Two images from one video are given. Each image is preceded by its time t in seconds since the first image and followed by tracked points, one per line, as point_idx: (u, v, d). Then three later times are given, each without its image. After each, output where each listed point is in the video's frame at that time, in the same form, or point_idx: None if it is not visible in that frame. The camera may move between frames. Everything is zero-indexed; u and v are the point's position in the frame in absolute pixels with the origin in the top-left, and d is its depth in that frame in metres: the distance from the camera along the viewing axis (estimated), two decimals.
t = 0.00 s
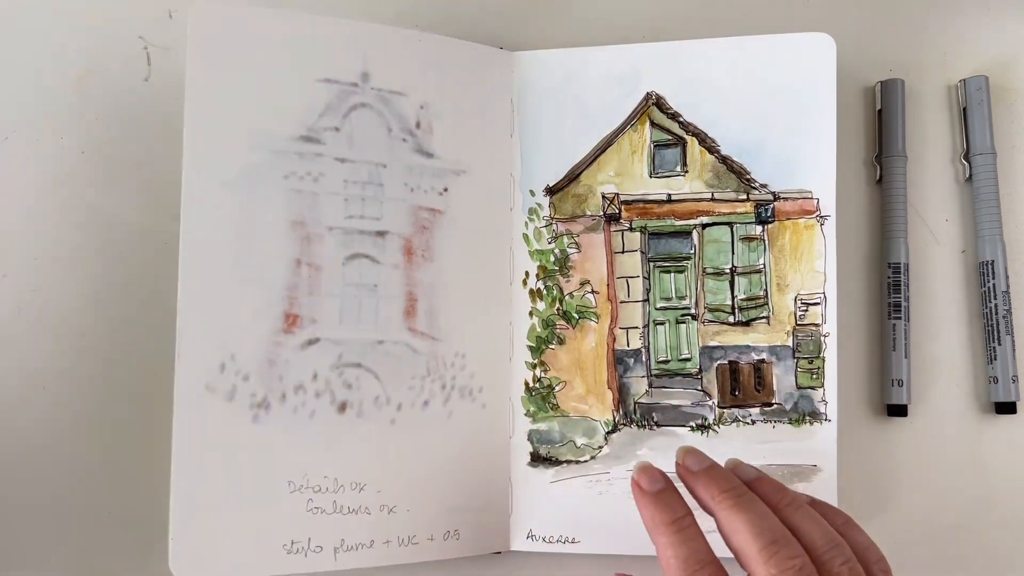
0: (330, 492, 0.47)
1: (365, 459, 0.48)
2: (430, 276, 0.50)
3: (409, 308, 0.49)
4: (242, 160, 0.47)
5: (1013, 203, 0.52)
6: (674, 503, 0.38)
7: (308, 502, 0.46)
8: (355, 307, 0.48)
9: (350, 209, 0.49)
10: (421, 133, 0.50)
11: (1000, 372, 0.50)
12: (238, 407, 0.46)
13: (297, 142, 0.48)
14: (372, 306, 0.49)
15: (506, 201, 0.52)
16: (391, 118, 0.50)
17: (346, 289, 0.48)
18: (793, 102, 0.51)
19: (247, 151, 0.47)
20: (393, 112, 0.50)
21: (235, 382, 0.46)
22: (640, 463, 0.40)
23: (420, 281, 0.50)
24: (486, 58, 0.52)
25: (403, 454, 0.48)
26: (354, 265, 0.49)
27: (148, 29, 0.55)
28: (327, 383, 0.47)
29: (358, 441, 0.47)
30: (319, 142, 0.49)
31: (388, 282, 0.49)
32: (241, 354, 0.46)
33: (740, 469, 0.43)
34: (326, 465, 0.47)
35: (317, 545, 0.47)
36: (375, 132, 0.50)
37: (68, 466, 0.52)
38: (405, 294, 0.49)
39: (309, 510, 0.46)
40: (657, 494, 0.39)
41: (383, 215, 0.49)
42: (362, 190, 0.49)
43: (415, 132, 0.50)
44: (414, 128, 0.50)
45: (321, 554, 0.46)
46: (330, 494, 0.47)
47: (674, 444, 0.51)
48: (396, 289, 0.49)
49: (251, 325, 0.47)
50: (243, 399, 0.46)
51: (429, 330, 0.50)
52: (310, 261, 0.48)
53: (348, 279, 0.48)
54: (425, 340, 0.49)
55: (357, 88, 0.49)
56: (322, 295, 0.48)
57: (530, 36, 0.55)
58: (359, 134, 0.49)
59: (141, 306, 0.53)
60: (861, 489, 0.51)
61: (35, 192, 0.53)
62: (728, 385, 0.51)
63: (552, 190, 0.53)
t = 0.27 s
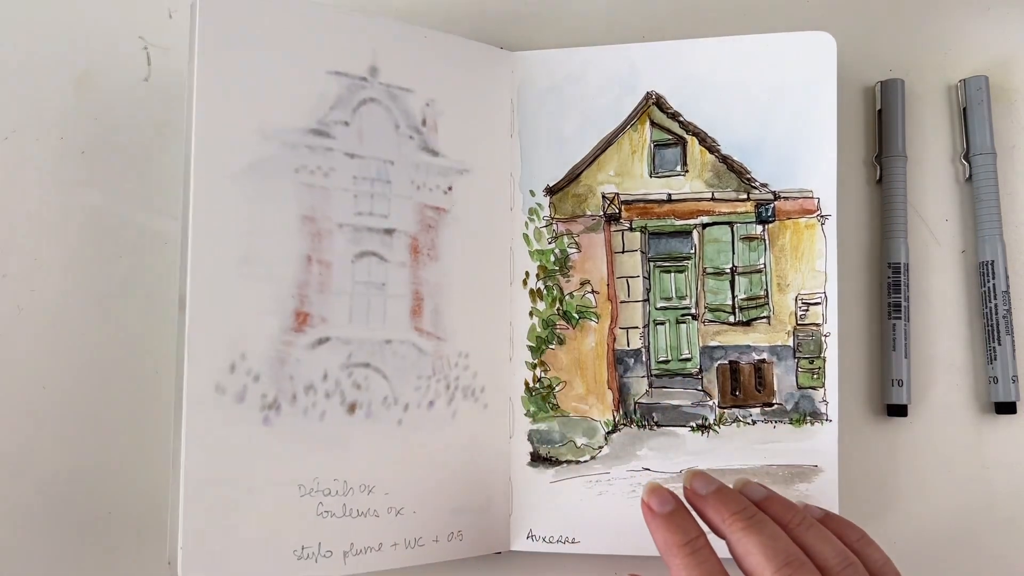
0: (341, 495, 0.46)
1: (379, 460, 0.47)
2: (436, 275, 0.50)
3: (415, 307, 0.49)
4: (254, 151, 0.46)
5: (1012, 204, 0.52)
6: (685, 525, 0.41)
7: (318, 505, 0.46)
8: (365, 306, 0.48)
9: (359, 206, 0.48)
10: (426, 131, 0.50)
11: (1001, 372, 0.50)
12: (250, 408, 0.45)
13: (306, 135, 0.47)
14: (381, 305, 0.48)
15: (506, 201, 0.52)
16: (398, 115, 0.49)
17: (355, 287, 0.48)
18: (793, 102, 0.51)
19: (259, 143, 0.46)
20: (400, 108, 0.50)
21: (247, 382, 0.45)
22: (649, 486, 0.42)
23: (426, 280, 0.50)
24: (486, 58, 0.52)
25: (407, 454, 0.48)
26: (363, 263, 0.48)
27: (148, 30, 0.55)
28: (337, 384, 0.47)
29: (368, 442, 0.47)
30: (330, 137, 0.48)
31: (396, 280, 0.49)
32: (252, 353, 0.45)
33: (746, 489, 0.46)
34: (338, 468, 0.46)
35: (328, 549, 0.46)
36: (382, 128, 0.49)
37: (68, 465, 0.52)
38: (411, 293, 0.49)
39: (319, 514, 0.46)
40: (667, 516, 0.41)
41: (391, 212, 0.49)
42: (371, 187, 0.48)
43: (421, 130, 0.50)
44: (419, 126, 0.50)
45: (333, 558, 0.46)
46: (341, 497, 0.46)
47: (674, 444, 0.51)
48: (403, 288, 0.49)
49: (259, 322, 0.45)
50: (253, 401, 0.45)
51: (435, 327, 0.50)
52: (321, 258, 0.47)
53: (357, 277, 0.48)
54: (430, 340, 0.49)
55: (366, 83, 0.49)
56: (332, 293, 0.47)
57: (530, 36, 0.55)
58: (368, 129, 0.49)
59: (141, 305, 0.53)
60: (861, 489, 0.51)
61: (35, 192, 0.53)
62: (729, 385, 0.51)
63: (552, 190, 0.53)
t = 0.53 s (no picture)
0: (339, 494, 0.46)
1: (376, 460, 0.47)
2: (435, 275, 0.50)
3: (414, 307, 0.49)
4: (252, 151, 0.46)
5: (1012, 204, 0.52)
6: (685, 529, 0.41)
7: (316, 505, 0.46)
8: (363, 305, 0.48)
9: (358, 206, 0.48)
10: (425, 131, 0.50)
11: (1000, 372, 0.50)
12: (247, 409, 0.45)
13: (303, 136, 0.47)
14: (378, 304, 0.48)
15: (506, 200, 0.52)
16: (396, 115, 0.49)
17: (354, 287, 0.48)
18: (793, 101, 0.51)
19: (256, 143, 0.46)
20: (399, 109, 0.50)
21: (245, 382, 0.45)
22: (648, 490, 0.42)
23: (424, 280, 0.49)
24: (486, 58, 0.52)
25: (407, 454, 0.48)
26: (362, 263, 0.48)
27: (148, 30, 0.55)
28: (335, 384, 0.47)
29: (365, 442, 0.47)
30: (328, 136, 0.48)
31: (394, 281, 0.49)
32: (249, 353, 0.45)
33: (746, 493, 0.45)
34: (336, 467, 0.46)
35: (326, 549, 0.46)
36: (380, 128, 0.49)
37: (67, 465, 0.52)
38: (411, 293, 0.49)
39: (317, 513, 0.46)
40: (666, 520, 0.41)
41: (390, 212, 0.49)
42: (369, 187, 0.48)
43: (420, 130, 0.50)
44: (418, 126, 0.50)
45: (330, 558, 0.46)
46: (339, 496, 0.46)
47: (674, 444, 0.50)
48: (401, 288, 0.49)
49: (258, 322, 0.45)
50: (250, 401, 0.45)
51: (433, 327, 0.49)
52: (319, 258, 0.47)
53: (355, 277, 0.48)
54: (429, 339, 0.49)
55: (364, 83, 0.49)
56: (330, 293, 0.47)
57: (530, 36, 0.55)
58: (367, 129, 0.49)
59: (141, 305, 0.53)
60: (860, 489, 0.51)
61: (34, 192, 0.53)
62: (729, 385, 0.51)
63: (552, 190, 0.53)
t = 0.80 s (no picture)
0: (339, 494, 0.46)
1: (376, 461, 0.47)
2: (434, 275, 0.50)
3: (413, 307, 0.49)
4: (250, 152, 0.46)
5: (1012, 204, 0.52)
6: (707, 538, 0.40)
7: (316, 505, 0.46)
8: (362, 305, 0.48)
9: (356, 207, 0.48)
10: (424, 131, 0.50)
11: (1001, 372, 0.50)
12: (247, 408, 0.45)
13: (303, 136, 0.47)
14: (378, 304, 0.48)
15: (506, 201, 0.52)
16: (396, 115, 0.49)
17: (353, 288, 0.48)
18: (793, 101, 0.51)
19: (255, 144, 0.46)
20: (398, 109, 0.50)
21: (244, 382, 0.45)
22: (664, 504, 0.41)
23: (424, 280, 0.49)
24: (486, 58, 0.52)
25: (406, 454, 0.48)
26: (360, 264, 0.48)
27: (149, 30, 0.55)
28: (334, 384, 0.47)
29: (365, 442, 0.47)
30: (327, 137, 0.48)
31: (394, 281, 0.49)
32: (249, 353, 0.45)
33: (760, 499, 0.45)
34: (335, 468, 0.46)
35: (326, 548, 0.46)
36: (379, 128, 0.49)
37: (68, 466, 0.52)
38: (410, 293, 0.49)
39: (316, 513, 0.46)
40: (688, 532, 0.40)
41: (389, 212, 0.49)
42: (368, 187, 0.48)
43: (420, 130, 0.50)
44: (417, 126, 0.50)
45: (330, 557, 0.46)
46: (338, 496, 0.46)
47: (674, 444, 0.50)
48: (401, 288, 0.49)
49: (257, 323, 0.45)
50: (250, 401, 0.45)
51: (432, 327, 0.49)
52: (318, 259, 0.47)
53: (355, 277, 0.48)
54: (428, 339, 0.49)
55: (364, 84, 0.49)
56: (329, 293, 0.47)
57: (529, 36, 0.55)
58: (367, 129, 0.49)
59: (141, 305, 0.53)
60: (860, 489, 0.51)
61: (34, 192, 0.53)
62: (729, 385, 0.51)
63: (552, 190, 0.53)
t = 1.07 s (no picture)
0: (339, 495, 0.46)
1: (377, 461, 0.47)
2: (434, 275, 0.50)
3: (413, 307, 0.49)
4: (250, 152, 0.46)
5: (1012, 204, 0.52)
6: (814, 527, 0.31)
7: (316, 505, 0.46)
8: (362, 305, 0.48)
9: (356, 207, 0.48)
10: (424, 131, 0.50)
11: (1001, 373, 0.50)
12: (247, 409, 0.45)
13: (303, 136, 0.47)
14: (377, 304, 0.48)
15: (506, 201, 0.52)
16: (396, 115, 0.50)
17: (353, 288, 0.48)
18: (793, 101, 0.51)
19: (255, 144, 0.46)
20: (398, 109, 0.50)
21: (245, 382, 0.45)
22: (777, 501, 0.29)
23: (424, 280, 0.49)
24: (485, 58, 0.52)
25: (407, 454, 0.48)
26: (361, 264, 0.48)
27: (149, 31, 0.55)
28: (334, 384, 0.47)
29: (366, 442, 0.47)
30: (327, 137, 0.48)
31: (394, 281, 0.49)
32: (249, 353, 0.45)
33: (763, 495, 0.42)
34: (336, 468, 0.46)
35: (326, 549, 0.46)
36: (379, 129, 0.49)
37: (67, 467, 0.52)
38: (410, 293, 0.49)
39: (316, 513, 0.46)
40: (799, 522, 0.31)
41: (389, 212, 0.49)
42: (368, 187, 0.49)
43: (420, 130, 0.50)
44: (417, 126, 0.50)
45: (330, 558, 0.46)
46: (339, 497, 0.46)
47: (674, 444, 0.50)
48: (400, 288, 0.49)
49: (257, 323, 0.45)
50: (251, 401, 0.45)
51: (431, 326, 0.49)
52: (318, 258, 0.47)
53: (355, 278, 0.48)
54: (428, 340, 0.49)
55: (364, 84, 0.49)
56: (329, 293, 0.47)
57: (529, 36, 0.55)
58: (367, 130, 0.49)
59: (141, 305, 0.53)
60: (860, 489, 0.51)
61: (34, 192, 0.53)
62: (729, 385, 0.51)
63: (552, 190, 0.53)
